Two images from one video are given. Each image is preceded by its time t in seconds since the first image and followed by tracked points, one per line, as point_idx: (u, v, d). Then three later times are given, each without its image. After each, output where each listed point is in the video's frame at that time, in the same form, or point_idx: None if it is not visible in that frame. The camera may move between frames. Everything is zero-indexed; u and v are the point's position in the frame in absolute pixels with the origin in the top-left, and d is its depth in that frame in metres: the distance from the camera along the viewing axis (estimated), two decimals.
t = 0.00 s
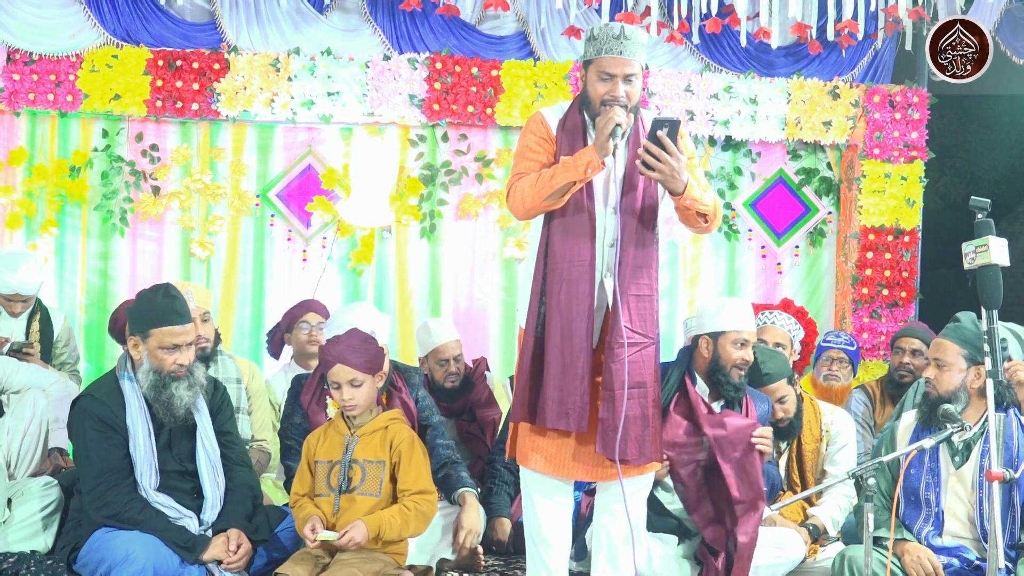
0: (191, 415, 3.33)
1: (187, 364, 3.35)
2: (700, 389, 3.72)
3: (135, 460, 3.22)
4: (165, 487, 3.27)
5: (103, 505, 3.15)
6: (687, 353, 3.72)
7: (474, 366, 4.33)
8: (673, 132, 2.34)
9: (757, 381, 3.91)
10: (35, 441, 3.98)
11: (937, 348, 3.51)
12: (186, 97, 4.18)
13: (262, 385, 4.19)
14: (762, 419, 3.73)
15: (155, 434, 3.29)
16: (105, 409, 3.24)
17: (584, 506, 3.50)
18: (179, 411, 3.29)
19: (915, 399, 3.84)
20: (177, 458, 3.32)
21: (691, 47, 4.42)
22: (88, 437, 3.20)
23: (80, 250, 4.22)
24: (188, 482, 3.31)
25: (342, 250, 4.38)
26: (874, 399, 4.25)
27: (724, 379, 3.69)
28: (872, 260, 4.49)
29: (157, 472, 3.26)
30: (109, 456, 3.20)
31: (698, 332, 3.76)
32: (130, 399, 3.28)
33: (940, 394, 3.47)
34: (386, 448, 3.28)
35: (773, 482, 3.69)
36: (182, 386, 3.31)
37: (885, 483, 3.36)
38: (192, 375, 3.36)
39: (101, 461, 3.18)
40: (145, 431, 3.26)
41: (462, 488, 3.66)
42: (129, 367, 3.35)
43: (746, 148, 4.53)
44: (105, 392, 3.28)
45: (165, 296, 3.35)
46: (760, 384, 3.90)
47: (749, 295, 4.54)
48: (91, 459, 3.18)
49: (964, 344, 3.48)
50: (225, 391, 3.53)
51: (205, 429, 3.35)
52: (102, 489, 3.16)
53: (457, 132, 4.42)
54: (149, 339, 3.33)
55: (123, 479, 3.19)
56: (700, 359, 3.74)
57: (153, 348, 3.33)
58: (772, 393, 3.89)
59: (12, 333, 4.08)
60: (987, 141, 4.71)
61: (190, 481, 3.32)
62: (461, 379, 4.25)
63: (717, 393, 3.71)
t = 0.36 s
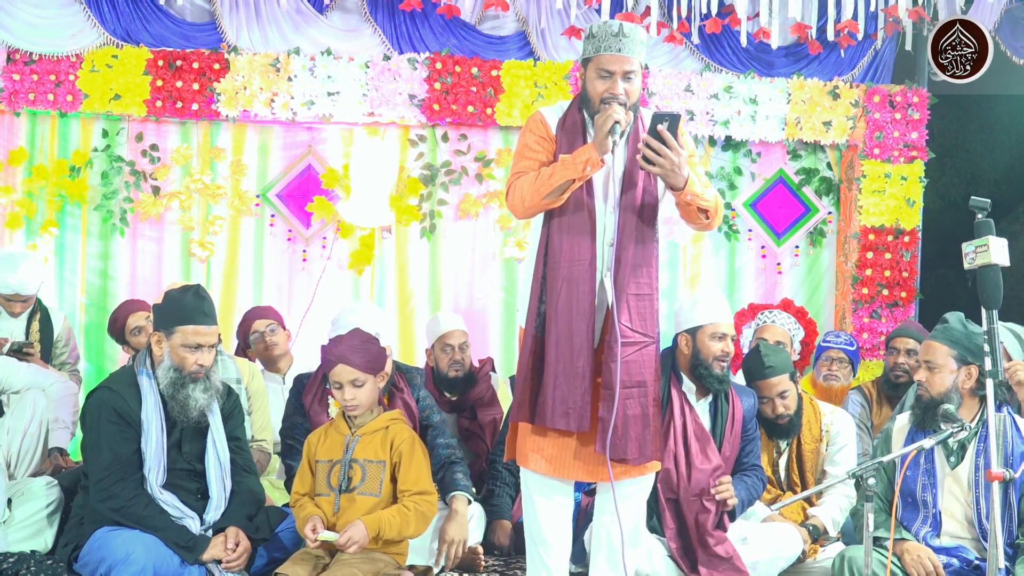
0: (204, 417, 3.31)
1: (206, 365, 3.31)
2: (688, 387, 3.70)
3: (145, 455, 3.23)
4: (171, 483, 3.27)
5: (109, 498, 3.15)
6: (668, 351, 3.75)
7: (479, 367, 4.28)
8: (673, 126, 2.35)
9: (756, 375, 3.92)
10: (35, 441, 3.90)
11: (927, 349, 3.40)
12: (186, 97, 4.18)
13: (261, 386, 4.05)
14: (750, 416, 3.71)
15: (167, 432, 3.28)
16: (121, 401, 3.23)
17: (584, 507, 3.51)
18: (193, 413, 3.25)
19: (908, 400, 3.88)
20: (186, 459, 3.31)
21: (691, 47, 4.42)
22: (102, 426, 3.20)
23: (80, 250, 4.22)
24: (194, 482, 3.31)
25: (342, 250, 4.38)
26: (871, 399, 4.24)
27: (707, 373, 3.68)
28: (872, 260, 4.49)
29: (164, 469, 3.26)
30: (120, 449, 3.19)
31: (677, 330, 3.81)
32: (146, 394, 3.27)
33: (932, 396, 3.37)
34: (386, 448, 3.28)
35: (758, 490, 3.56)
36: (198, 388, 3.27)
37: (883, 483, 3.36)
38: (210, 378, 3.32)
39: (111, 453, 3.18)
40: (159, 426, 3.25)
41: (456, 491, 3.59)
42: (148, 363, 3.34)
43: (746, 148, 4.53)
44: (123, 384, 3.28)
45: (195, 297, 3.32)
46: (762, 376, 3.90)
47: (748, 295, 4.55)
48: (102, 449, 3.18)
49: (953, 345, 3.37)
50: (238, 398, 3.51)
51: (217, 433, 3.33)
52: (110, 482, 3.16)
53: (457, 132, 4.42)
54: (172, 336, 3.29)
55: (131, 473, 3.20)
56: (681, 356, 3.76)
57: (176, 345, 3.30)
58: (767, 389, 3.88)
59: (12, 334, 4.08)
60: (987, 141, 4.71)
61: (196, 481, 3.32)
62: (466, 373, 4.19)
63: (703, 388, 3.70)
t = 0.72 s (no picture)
0: (207, 416, 3.32)
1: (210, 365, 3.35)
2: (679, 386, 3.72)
3: (148, 454, 3.22)
4: (173, 481, 3.27)
5: (111, 496, 3.15)
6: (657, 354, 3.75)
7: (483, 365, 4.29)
8: (672, 121, 2.35)
9: (764, 352, 3.96)
10: (35, 442, 3.94)
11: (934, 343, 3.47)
12: (186, 97, 4.18)
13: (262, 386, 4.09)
14: (743, 415, 3.76)
15: (170, 430, 3.29)
16: (125, 399, 3.24)
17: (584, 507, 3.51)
18: (195, 412, 3.27)
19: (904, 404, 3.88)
20: (189, 458, 3.31)
21: (691, 47, 4.42)
22: (105, 424, 3.20)
23: (80, 250, 4.22)
24: (195, 482, 3.31)
25: (341, 250, 4.38)
26: (868, 400, 4.24)
27: (700, 369, 3.69)
28: (872, 260, 4.49)
29: (166, 467, 3.25)
30: (123, 447, 3.19)
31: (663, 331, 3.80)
32: (149, 393, 3.28)
33: (934, 391, 3.42)
34: (387, 449, 3.28)
35: (751, 490, 3.61)
36: (201, 387, 3.30)
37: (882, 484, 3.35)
38: (212, 377, 3.35)
39: (113, 451, 3.18)
40: (162, 424, 3.26)
41: (448, 493, 3.63)
42: (152, 363, 3.35)
43: (746, 148, 4.53)
44: (126, 382, 3.28)
45: (198, 297, 3.36)
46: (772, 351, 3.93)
47: (747, 296, 4.54)
48: (104, 447, 3.17)
49: (960, 343, 3.45)
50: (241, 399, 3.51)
51: (219, 432, 3.34)
52: (112, 479, 3.16)
53: (457, 132, 4.41)
54: (176, 335, 3.32)
55: (134, 471, 3.20)
56: (671, 358, 3.75)
57: (179, 345, 3.33)
58: (772, 364, 3.91)
59: (12, 333, 4.08)
60: (988, 141, 4.70)
61: (197, 481, 3.31)
62: (463, 365, 4.22)
63: (694, 386, 3.72)
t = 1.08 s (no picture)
0: (199, 415, 3.33)
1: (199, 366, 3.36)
2: (678, 390, 3.73)
3: (143, 455, 3.23)
4: (170, 483, 3.27)
5: (108, 499, 3.15)
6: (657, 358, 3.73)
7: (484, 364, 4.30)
8: (669, 126, 2.33)
9: (770, 345, 3.96)
10: (35, 442, 3.89)
11: (949, 342, 3.51)
12: (186, 97, 4.17)
13: (262, 386, 4.06)
14: (742, 418, 3.77)
15: (164, 432, 3.29)
16: (116, 403, 3.25)
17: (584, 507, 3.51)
18: (186, 413, 3.29)
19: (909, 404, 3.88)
20: (185, 458, 3.32)
21: (691, 47, 4.42)
22: (99, 429, 3.20)
23: (81, 250, 4.23)
24: (193, 481, 3.31)
25: (341, 250, 4.38)
26: (867, 400, 4.23)
27: (700, 373, 3.70)
28: (872, 260, 4.49)
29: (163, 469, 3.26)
30: (118, 450, 3.20)
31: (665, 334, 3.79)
32: (141, 395, 3.29)
33: (946, 389, 3.47)
34: (388, 450, 3.28)
35: (750, 498, 3.59)
36: (190, 388, 3.30)
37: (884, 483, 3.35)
38: (202, 377, 3.36)
39: (108, 456, 3.18)
40: (156, 427, 3.26)
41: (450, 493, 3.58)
42: (143, 363, 3.36)
43: (747, 148, 4.54)
44: (118, 385, 3.30)
45: (182, 297, 3.36)
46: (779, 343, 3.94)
47: (747, 296, 4.55)
48: (100, 453, 3.18)
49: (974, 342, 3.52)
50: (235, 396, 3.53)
51: (213, 431, 3.34)
52: (109, 483, 3.16)
53: (457, 132, 4.41)
54: (162, 338, 3.34)
55: (129, 474, 3.20)
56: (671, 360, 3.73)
57: (167, 347, 3.34)
58: (778, 356, 3.91)
59: (12, 334, 4.07)
60: (988, 141, 4.70)
61: (195, 481, 3.31)
62: (461, 363, 4.21)
63: (694, 390, 3.74)
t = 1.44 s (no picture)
0: (195, 415, 3.33)
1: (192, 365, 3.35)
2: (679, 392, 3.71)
3: (139, 459, 3.23)
4: (167, 485, 3.28)
5: (105, 504, 3.15)
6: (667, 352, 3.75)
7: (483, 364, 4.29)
8: (664, 123, 2.34)
9: (769, 346, 4.00)
10: (35, 441, 3.91)
11: (959, 342, 3.51)
12: (186, 97, 4.17)
13: (262, 385, 4.14)
14: (743, 420, 3.75)
15: (160, 434, 3.30)
16: (109, 406, 3.24)
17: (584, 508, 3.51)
18: (181, 413, 3.28)
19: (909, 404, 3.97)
20: (180, 459, 3.33)
21: (691, 47, 4.43)
22: (93, 434, 3.19)
23: (81, 250, 4.23)
24: (190, 481, 3.33)
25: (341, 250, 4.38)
26: (870, 400, 4.24)
27: (700, 383, 3.66)
28: (872, 260, 4.49)
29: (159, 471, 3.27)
30: (112, 455, 3.19)
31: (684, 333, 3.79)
32: (136, 398, 3.29)
33: (955, 389, 3.49)
34: (388, 450, 3.29)
35: (748, 502, 3.59)
36: (184, 387, 3.30)
37: (886, 482, 3.34)
38: (195, 376, 3.35)
39: (104, 460, 3.18)
40: (150, 430, 3.26)
41: (449, 494, 3.58)
42: (135, 366, 3.36)
43: (747, 148, 4.54)
44: (109, 389, 3.29)
45: (167, 298, 3.34)
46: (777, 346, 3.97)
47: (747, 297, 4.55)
48: (95, 458, 3.17)
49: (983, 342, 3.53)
50: (230, 394, 3.54)
51: (209, 430, 3.35)
52: (105, 488, 3.16)
53: (457, 132, 4.41)
54: (151, 341, 3.32)
55: (127, 477, 3.20)
56: (679, 360, 3.74)
57: (156, 349, 3.33)
58: (776, 356, 3.93)
59: (12, 333, 4.08)
60: (988, 141, 4.71)
61: (192, 481, 3.33)
62: (461, 362, 4.23)
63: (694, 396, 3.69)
